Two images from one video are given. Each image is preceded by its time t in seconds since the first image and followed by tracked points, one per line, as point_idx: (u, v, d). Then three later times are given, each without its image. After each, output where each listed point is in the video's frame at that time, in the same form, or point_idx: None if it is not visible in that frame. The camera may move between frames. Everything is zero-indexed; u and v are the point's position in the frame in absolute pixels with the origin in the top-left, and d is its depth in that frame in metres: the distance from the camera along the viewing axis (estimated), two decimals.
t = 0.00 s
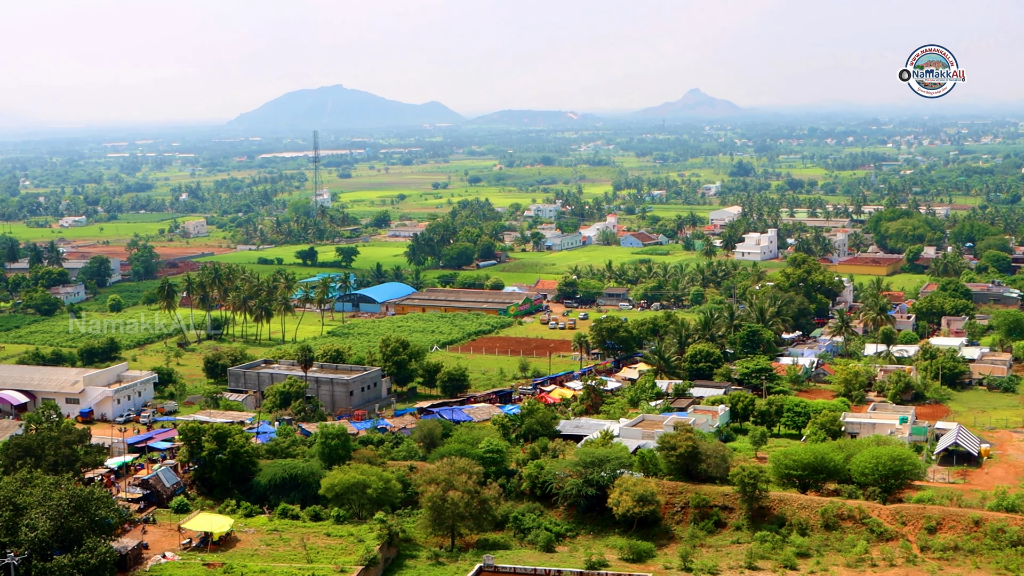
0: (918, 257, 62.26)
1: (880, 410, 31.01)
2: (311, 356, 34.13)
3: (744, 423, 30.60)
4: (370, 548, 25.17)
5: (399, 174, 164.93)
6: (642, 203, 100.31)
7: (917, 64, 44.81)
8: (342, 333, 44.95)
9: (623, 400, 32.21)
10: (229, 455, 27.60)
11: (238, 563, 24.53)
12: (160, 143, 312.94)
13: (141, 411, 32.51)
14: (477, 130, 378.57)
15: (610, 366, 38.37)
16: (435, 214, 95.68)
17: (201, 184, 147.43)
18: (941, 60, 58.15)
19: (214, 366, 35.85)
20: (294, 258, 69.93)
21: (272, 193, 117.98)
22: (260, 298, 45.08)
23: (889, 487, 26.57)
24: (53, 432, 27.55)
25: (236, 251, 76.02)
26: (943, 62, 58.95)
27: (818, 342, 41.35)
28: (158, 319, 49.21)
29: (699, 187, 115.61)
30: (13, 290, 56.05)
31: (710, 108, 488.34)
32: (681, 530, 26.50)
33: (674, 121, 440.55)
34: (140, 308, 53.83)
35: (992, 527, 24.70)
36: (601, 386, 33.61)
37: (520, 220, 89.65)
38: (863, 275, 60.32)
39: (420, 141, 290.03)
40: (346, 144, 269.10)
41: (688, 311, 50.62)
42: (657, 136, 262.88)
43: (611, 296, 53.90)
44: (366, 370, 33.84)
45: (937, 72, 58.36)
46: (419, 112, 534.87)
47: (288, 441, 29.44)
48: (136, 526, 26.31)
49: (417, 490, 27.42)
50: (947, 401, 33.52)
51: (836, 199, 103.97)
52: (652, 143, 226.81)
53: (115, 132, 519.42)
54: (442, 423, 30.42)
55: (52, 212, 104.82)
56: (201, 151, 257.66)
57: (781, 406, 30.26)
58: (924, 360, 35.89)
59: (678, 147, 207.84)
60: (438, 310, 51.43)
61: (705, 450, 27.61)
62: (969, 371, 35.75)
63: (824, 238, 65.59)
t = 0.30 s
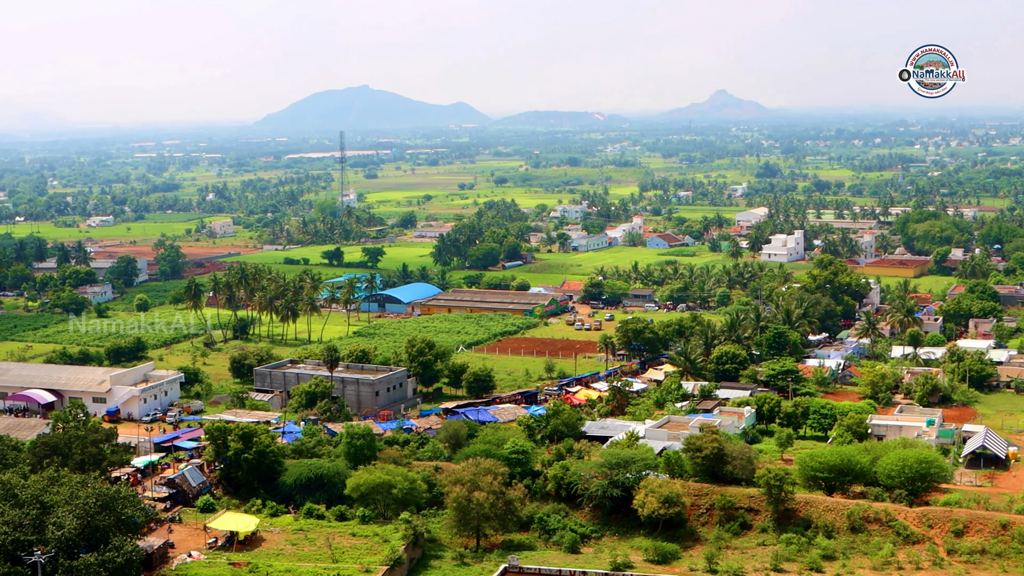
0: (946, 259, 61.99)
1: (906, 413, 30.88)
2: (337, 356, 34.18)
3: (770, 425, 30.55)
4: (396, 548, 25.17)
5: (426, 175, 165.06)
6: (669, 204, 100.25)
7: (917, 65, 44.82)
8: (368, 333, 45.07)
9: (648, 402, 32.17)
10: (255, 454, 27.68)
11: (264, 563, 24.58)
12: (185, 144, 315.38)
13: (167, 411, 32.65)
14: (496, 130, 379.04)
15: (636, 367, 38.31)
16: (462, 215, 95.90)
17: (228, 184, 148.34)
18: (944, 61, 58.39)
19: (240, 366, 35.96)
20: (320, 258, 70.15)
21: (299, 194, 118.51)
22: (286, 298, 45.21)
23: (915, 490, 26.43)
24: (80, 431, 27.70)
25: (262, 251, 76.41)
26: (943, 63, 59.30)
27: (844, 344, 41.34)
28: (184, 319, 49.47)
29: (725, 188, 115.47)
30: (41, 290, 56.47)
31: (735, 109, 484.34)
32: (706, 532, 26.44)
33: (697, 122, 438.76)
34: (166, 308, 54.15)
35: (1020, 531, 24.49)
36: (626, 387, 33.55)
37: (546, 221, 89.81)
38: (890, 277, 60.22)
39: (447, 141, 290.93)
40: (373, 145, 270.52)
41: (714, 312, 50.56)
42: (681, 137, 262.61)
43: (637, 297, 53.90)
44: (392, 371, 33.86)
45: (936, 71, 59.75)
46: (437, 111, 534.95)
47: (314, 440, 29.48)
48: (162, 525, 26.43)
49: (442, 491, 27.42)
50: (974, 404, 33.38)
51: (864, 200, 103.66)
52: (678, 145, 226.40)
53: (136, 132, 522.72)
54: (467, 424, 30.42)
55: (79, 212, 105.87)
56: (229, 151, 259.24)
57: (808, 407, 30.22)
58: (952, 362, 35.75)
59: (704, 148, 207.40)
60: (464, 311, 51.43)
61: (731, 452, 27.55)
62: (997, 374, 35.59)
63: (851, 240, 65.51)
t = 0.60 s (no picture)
0: (976, 260, 61.80)
1: (934, 415, 30.80)
2: (365, 357, 34.26)
3: (797, 426, 30.54)
4: (422, 548, 25.17)
5: (454, 176, 165.24)
6: (696, 205, 100.19)
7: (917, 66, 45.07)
8: (396, 334, 45.17)
9: (675, 403, 32.16)
10: (283, 454, 27.76)
11: (291, 562, 24.60)
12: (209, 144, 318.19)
13: (195, 411, 32.79)
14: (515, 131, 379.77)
15: (663, 368, 38.31)
16: (490, 215, 96.05)
17: (254, 185, 149.15)
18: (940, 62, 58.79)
19: (268, 366, 36.09)
20: (347, 258, 70.31)
21: (326, 194, 118.86)
22: (314, 298, 45.37)
23: (944, 492, 26.30)
24: (108, 430, 27.83)
25: (290, 251, 76.77)
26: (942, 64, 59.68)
27: (873, 346, 41.35)
28: (213, 319, 49.74)
29: (752, 190, 115.30)
30: (70, 290, 56.94)
31: (762, 109, 480.17)
32: (733, 534, 26.37)
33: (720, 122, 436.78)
34: (195, 308, 54.45)
35: None
36: (653, 389, 33.53)
37: (574, 222, 89.93)
38: (919, 279, 60.07)
39: (474, 140, 291.92)
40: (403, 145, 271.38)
41: (742, 313, 50.54)
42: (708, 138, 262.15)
43: (665, 299, 53.99)
44: (419, 372, 33.92)
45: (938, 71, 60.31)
46: (454, 111, 535.02)
47: (341, 441, 29.55)
48: (189, 525, 26.51)
49: (469, 491, 27.43)
50: (1004, 406, 33.25)
51: (892, 202, 103.35)
52: (706, 146, 225.77)
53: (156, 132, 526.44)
54: (494, 424, 30.45)
55: (108, 212, 107.24)
56: (257, 152, 260.91)
57: (835, 410, 30.21)
58: (981, 365, 35.69)
59: (732, 149, 206.84)
60: (492, 312, 51.46)
61: (758, 454, 27.53)
62: None
63: (880, 242, 65.40)
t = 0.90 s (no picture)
0: (1001, 262, 61.68)
1: (959, 417, 30.70)
2: (388, 357, 34.35)
3: (821, 429, 30.53)
4: (445, 549, 25.17)
5: (479, 177, 165.66)
6: (720, 207, 100.19)
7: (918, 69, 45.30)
8: (419, 335, 45.29)
9: (699, 404, 32.13)
10: (306, 455, 27.85)
11: (314, 562, 24.64)
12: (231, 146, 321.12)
13: (218, 411, 32.94)
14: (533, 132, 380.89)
15: (687, 369, 38.32)
16: (513, 216, 96.31)
17: (277, 186, 149.90)
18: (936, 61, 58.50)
19: (291, 367, 36.25)
20: (370, 259, 70.50)
21: (350, 195, 119.29)
22: (337, 299, 45.52)
23: (967, 494, 26.16)
24: (132, 430, 27.96)
25: (313, 252, 77.15)
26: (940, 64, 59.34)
27: (896, 347, 41.32)
28: (237, 319, 50.03)
29: (776, 191, 115.20)
30: (94, 291, 57.42)
31: (787, 110, 476.92)
32: (756, 536, 26.29)
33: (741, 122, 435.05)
34: (218, 309, 54.76)
35: None
36: (676, 390, 33.53)
37: (597, 223, 90.12)
38: (944, 280, 59.95)
39: (496, 141, 292.98)
40: (427, 147, 272.06)
41: (766, 314, 50.54)
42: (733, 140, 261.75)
43: (688, 300, 54.10)
44: (442, 372, 33.99)
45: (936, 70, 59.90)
46: (471, 110, 535.10)
47: (364, 441, 29.61)
48: (213, 524, 26.60)
49: (492, 492, 27.42)
50: None
51: (917, 203, 103.14)
52: (731, 146, 225.08)
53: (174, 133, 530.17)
54: (517, 425, 30.48)
55: (132, 213, 108.72)
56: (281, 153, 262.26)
57: (859, 411, 30.15)
58: (1006, 367, 35.61)
59: (757, 150, 206.25)
60: (515, 312, 51.56)
61: (781, 455, 27.49)
62: None
63: (904, 243, 65.20)
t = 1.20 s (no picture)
0: None
1: (983, 419, 30.59)
2: (410, 358, 34.43)
3: (844, 429, 30.51)
4: (467, 549, 25.18)
5: (502, 177, 165.94)
6: (743, 207, 100.16)
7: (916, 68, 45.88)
8: (441, 335, 45.38)
9: (721, 405, 32.12)
10: (328, 454, 27.92)
11: (337, 562, 24.70)
12: (251, 146, 323.49)
13: (241, 411, 33.07)
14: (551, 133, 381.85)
15: (709, 370, 38.32)
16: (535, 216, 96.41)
17: (301, 185, 150.70)
18: (945, 63, 58.57)
19: (314, 367, 36.39)
20: (393, 259, 70.71)
21: (373, 196, 119.63)
22: (360, 299, 45.64)
23: (992, 496, 26.02)
24: (156, 429, 28.07)
25: (336, 252, 77.39)
26: (946, 64, 59.27)
27: (921, 348, 41.26)
28: (260, 319, 50.26)
29: (800, 191, 115.09)
30: (119, 291, 57.84)
31: (811, 110, 474.18)
32: (779, 537, 26.22)
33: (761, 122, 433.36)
34: (241, 309, 55.00)
35: None
36: (699, 391, 33.53)
37: (620, 224, 90.25)
38: (967, 281, 59.78)
39: (518, 142, 293.85)
40: (451, 147, 272.60)
41: (789, 315, 50.48)
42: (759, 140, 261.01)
43: (710, 301, 54.13)
44: (464, 373, 34.07)
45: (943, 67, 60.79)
46: (485, 108, 534.89)
47: (387, 441, 29.68)
48: (236, 524, 26.70)
49: (515, 493, 27.43)
50: None
51: (941, 203, 102.74)
52: (755, 146, 224.41)
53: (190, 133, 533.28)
54: (539, 426, 30.50)
55: (156, 213, 109.96)
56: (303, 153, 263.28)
57: (883, 412, 30.10)
58: None
59: (781, 150, 205.51)
60: (537, 313, 51.65)
61: (804, 456, 27.43)
62: None
63: (928, 244, 65.00)
